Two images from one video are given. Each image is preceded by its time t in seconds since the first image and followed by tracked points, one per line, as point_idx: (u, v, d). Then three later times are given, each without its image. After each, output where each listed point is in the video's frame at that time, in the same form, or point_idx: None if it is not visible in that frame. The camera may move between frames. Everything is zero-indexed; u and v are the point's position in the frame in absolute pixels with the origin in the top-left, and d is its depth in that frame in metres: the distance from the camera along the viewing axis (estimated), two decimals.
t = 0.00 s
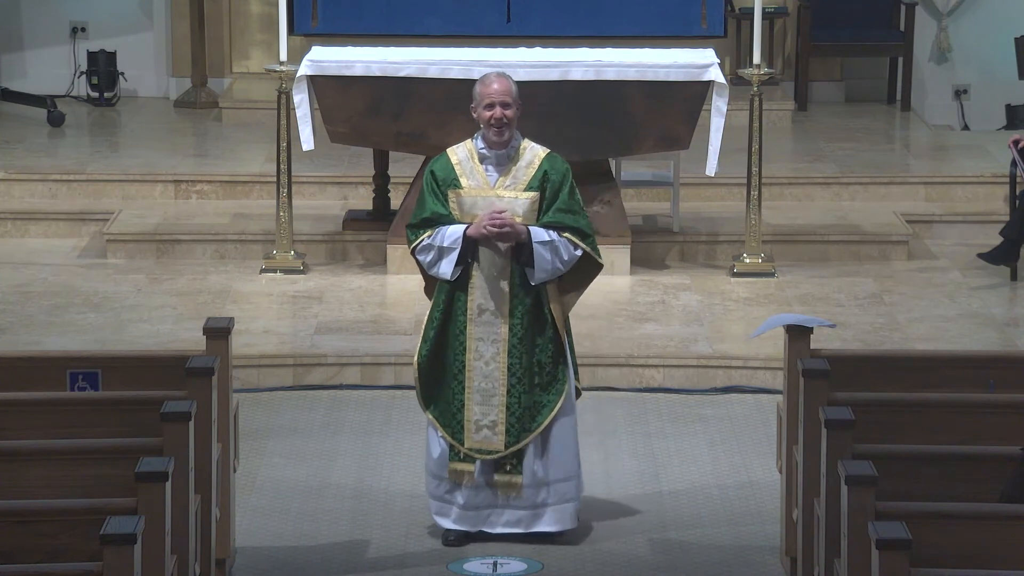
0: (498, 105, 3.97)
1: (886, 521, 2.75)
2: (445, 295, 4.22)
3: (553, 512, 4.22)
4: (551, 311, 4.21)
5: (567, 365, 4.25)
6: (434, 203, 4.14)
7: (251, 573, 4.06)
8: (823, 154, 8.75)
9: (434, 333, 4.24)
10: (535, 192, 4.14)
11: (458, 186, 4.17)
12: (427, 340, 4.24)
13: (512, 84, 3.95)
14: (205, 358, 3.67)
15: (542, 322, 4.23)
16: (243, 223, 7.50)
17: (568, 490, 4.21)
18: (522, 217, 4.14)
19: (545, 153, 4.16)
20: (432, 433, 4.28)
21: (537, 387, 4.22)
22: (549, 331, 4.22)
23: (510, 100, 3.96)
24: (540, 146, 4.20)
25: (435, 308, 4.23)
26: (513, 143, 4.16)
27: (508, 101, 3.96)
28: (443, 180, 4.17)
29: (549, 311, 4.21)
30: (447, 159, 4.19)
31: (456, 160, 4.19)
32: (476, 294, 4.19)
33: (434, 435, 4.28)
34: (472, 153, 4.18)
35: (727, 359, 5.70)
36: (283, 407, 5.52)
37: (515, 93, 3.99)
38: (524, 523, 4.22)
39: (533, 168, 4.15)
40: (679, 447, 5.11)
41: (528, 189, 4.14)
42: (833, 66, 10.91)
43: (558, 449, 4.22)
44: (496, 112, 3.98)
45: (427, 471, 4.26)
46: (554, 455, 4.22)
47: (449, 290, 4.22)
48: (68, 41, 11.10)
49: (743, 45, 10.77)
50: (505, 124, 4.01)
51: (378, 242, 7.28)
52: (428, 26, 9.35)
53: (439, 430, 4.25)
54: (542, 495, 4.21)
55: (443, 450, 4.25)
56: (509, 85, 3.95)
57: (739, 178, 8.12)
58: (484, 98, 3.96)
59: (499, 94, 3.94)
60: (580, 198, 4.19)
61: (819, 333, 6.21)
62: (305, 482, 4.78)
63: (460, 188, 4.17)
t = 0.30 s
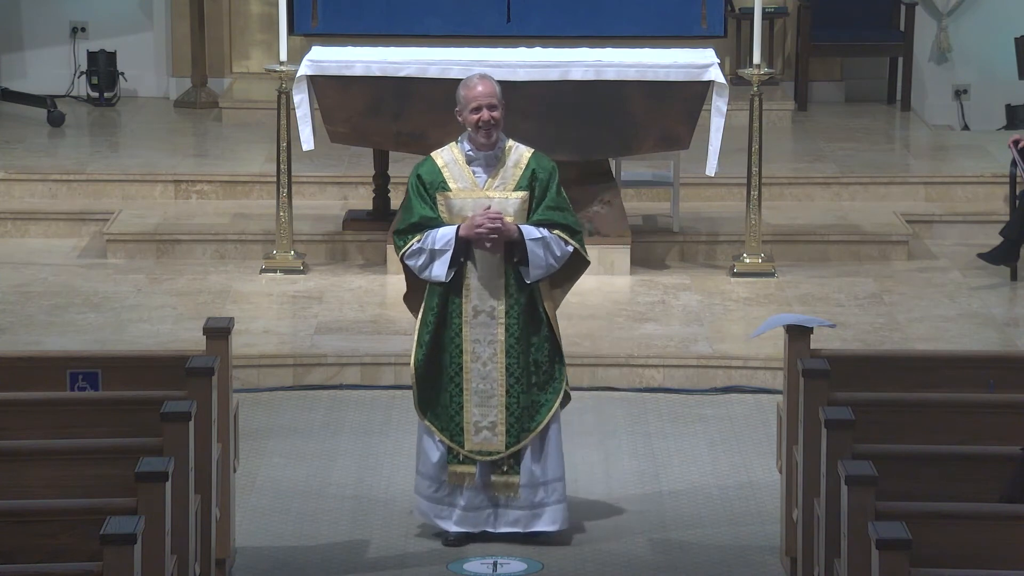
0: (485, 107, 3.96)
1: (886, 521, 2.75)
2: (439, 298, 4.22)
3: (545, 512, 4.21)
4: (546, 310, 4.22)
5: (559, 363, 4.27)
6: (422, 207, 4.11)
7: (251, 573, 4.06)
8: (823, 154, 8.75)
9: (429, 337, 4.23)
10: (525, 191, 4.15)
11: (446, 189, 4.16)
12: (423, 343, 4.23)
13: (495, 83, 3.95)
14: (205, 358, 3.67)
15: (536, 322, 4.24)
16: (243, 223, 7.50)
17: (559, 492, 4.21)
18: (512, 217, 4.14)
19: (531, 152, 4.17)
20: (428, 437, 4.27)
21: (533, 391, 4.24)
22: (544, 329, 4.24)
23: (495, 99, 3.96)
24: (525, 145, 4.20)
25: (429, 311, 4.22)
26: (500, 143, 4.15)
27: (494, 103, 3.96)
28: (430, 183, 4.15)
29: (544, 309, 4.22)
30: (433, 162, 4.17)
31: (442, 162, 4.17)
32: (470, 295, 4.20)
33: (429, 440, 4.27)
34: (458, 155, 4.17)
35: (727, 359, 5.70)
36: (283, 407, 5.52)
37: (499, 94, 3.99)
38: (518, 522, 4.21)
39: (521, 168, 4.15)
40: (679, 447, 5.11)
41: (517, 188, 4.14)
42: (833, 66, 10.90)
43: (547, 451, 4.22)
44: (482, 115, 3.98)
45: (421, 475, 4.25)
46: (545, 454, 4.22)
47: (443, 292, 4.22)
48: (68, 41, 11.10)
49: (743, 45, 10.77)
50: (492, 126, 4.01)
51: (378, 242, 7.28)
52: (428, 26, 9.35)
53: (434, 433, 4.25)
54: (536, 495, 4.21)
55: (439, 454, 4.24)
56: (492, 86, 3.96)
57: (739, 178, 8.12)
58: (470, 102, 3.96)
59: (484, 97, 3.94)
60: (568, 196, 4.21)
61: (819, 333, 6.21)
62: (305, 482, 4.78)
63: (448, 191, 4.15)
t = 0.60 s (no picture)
0: (475, 107, 3.98)
1: (886, 521, 2.75)
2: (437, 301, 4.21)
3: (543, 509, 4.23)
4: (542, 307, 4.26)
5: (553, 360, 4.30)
6: (416, 210, 4.11)
7: (251, 573, 4.06)
8: (823, 154, 8.75)
9: (429, 339, 4.21)
10: (515, 190, 4.17)
11: (438, 192, 4.16)
12: (424, 347, 4.21)
13: (481, 82, 3.97)
14: (205, 358, 3.67)
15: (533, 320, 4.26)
16: (243, 224, 7.50)
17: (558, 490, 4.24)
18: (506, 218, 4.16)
19: (516, 152, 4.20)
20: (427, 442, 4.23)
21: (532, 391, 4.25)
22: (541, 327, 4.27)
23: (484, 97, 3.97)
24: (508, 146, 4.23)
25: (428, 314, 4.21)
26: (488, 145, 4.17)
27: (484, 101, 3.98)
28: (423, 187, 4.14)
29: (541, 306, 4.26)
30: (422, 165, 4.15)
31: (431, 165, 4.16)
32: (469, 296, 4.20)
33: (429, 444, 4.23)
34: (447, 158, 4.16)
35: (727, 359, 5.70)
36: (283, 407, 5.52)
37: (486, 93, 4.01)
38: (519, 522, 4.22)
39: (509, 166, 4.18)
40: (679, 447, 5.11)
41: (507, 187, 4.16)
42: (833, 66, 10.90)
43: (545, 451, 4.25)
44: (475, 114, 3.99)
45: (419, 480, 4.22)
46: (544, 453, 4.25)
47: (441, 295, 4.21)
48: (68, 41, 11.10)
49: (743, 45, 10.77)
50: (484, 125, 4.02)
51: (378, 242, 7.28)
52: (428, 26, 9.35)
53: (433, 436, 4.21)
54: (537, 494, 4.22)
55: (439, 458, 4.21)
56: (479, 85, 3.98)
57: (739, 179, 8.12)
58: (461, 103, 3.97)
59: (475, 95, 3.96)
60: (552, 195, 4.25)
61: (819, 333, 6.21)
62: (305, 482, 4.78)
63: (441, 194, 4.16)
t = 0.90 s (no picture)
0: (476, 107, 3.98)
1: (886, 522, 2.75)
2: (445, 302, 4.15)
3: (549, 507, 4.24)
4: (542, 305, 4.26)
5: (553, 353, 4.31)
6: (421, 213, 4.08)
7: (251, 573, 4.06)
8: (823, 154, 8.75)
9: (438, 343, 4.14)
10: (513, 189, 4.17)
11: (442, 193, 4.13)
12: (434, 351, 4.13)
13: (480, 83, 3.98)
14: (205, 358, 3.68)
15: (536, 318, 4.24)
16: (243, 223, 7.50)
17: (561, 487, 4.26)
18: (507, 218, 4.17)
19: (510, 152, 4.20)
20: (434, 444, 4.16)
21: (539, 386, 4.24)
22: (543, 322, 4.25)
23: (484, 98, 3.98)
24: (501, 146, 4.22)
25: (436, 316, 4.14)
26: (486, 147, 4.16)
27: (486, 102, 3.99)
28: (426, 188, 4.10)
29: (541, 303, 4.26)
30: (422, 166, 4.12)
31: (432, 167, 4.12)
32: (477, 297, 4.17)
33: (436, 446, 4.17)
34: (447, 159, 4.13)
35: (727, 359, 5.70)
36: (283, 407, 5.52)
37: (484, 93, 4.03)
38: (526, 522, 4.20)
39: (505, 166, 4.18)
40: (679, 447, 5.11)
41: (504, 186, 4.16)
42: (833, 66, 10.90)
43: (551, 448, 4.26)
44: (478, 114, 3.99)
45: (423, 483, 4.17)
46: (549, 451, 4.25)
47: (448, 296, 4.16)
48: (68, 41, 11.10)
49: (743, 45, 10.78)
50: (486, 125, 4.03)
51: (378, 241, 7.28)
52: (428, 26, 9.35)
53: (443, 438, 4.16)
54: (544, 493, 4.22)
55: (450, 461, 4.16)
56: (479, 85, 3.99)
57: (739, 179, 8.12)
58: (465, 104, 3.97)
59: (478, 95, 3.97)
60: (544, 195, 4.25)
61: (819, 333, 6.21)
62: (305, 482, 4.77)
63: (445, 196, 4.13)
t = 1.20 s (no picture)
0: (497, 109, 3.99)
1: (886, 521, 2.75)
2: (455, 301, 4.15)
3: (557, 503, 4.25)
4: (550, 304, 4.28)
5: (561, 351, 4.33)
6: (433, 213, 4.08)
7: (251, 573, 4.06)
8: (823, 155, 8.75)
9: (449, 343, 4.13)
10: (522, 188, 4.19)
11: (453, 193, 4.13)
12: (445, 351, 4.12)
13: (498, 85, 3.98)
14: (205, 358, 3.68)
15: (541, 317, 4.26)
16: (243, 223, 7.50)
17: (571, 482, 4.27)
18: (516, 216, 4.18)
19: (519, 151, 4.22)
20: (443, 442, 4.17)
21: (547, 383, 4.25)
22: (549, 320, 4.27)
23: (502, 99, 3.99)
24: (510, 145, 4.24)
25: (446, 315, 4.14)
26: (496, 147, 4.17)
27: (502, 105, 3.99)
28: (438, 187, 4.11)
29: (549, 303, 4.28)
30: (433, 165, 4.12)
31: (443, 166, 4.12)
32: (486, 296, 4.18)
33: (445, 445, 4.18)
34: (458, 158, 4.13)
35: (727, 359, 5.70)
36: (283, 407, 5.52)
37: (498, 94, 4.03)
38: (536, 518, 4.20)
39: (515, 165, 4.19)
40: (679, 447, 5.11)
41: (514, 185, 4.18)
42: (833, 66, 10.90)
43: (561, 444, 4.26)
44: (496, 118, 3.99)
45: (433, 481, 4.16)
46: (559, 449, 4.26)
47: (458, 297, 4.16)
48: (68, 41, 11.10)
49: (743, 45, 10.78)
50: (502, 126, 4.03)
51: (378, 241, 7.28)
52: (428, 26, 9.35)
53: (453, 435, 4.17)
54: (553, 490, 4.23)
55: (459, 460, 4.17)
56: (497, 87, 3.98)
57: (739, 179, 8.12)
58: (484, 107, 3.96)
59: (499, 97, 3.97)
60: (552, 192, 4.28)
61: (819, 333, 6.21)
62: (304, 482, 4.77)
63: (456, 195, 4.13)
